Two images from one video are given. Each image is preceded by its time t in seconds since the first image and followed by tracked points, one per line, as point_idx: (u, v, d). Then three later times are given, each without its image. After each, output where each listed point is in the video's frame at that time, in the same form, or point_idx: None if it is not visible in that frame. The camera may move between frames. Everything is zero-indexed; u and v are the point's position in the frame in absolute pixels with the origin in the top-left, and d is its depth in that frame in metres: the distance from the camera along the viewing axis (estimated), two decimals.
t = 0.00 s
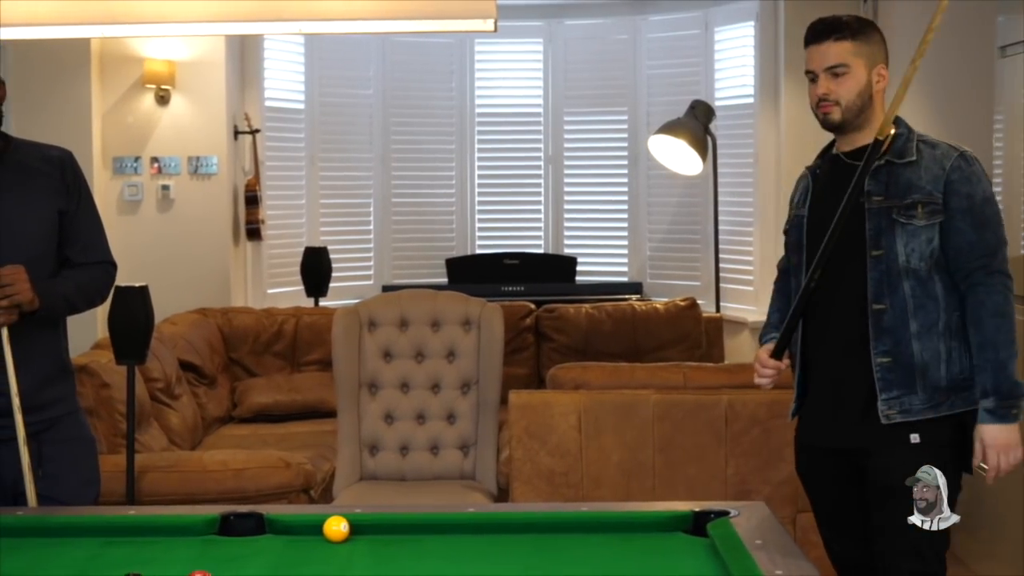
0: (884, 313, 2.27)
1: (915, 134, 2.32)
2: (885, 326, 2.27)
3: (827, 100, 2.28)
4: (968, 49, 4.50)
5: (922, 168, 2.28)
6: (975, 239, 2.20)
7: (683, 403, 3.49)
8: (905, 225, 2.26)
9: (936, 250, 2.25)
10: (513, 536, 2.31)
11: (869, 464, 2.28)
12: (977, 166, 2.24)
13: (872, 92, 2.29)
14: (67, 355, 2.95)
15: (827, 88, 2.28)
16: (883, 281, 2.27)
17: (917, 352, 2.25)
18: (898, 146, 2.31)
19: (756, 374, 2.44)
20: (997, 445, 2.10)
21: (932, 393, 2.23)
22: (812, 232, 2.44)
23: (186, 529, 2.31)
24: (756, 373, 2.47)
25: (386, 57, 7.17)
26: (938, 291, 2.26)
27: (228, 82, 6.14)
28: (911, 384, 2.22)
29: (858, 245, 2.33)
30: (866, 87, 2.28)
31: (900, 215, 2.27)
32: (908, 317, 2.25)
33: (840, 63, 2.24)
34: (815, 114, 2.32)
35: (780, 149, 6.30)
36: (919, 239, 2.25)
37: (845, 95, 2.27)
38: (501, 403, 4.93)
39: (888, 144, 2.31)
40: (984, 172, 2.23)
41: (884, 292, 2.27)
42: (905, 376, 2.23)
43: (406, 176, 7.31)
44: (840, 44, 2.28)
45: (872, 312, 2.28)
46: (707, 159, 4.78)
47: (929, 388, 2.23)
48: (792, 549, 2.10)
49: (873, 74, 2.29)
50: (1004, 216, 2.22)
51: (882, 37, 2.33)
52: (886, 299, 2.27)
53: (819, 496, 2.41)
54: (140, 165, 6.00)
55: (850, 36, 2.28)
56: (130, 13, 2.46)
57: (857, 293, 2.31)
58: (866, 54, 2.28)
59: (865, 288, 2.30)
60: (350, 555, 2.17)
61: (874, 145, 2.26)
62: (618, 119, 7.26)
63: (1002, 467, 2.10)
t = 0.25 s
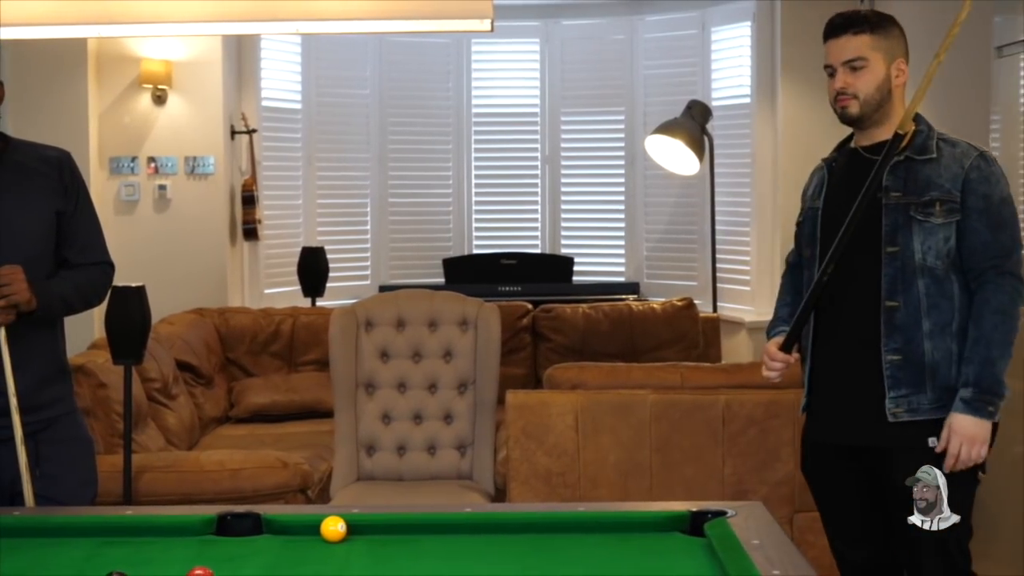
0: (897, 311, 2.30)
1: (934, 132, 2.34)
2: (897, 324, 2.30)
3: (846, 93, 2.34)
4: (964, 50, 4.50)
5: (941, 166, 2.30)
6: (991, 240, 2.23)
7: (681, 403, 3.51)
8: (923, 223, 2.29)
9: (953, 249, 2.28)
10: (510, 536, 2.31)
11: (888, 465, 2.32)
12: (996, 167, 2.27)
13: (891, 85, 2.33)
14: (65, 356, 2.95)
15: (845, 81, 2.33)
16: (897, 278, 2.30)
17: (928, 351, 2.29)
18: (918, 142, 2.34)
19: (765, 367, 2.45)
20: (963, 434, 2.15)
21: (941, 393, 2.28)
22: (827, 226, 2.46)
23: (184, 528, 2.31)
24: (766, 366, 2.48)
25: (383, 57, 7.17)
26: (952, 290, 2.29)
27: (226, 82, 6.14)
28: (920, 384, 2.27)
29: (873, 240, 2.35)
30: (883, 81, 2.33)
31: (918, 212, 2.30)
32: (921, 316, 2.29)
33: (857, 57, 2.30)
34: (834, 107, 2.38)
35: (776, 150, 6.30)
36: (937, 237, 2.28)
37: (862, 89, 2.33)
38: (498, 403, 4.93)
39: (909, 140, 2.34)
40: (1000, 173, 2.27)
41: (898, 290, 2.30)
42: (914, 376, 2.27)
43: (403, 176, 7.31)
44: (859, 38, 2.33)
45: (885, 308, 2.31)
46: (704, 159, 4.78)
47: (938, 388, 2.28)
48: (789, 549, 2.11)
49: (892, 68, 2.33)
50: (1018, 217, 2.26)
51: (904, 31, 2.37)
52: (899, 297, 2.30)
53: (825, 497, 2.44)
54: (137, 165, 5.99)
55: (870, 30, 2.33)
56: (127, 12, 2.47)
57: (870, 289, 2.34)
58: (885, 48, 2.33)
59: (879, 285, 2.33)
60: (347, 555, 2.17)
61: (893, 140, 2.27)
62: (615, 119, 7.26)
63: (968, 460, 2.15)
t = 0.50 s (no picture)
0: (914, 311, 2.35)
1: (956, 131, 2.37)
2: (913, 325, 2.35)
3: (867, 91, 2.35)
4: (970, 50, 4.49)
5: (962, 166, 2.33)
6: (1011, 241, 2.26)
7: (685, 403, 3.51)
8: (941, 224, 2.33)
9: (974, 250, 2.31)
10: (514, 536, 2.31)
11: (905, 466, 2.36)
12: (1016, 167, 2.30)
13: (914, 82, 2.34)
14: (69, 356, 2.96)
15: (867, 79, 2.35)
16: (915, 279, 2.35)
17: (944, 353, 2.33)
18: (940, 141, 2.37)
19: (783, 366, 2.48)
20: (996, 443, 2.18)
21: (956, 396, 2.32)
22: (847, 225, 2.50)
23: (187, 528, 2.32)
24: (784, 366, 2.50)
25: (386, 57, 7.17)
26: (972, 291, 2.32)
27: (230, 82, 6.15)
28: (935, 386, 2.31)
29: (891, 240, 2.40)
30: (906, 79, 2.34)
31: (936, 213, 2.34)
32: (938, 318, 2.33)
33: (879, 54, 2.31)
34: (856, 104, 2.39)
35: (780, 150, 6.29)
36: (956, 238, 2.32)
37: (884, 86, 2.34)
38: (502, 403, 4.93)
39: (929, 139, 2.37)
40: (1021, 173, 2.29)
41: (915, 291, 2.35)
42: (930, 377, 2.32)
43: (407, 176, 7.31)
44: (881, 35, 2.35)
45: (902, 309, 2.36)
46: (708, 159, 4.78)
47: (953, 391, 2.32)
48: (793, 550, 2.11)
49: (914, 66, 2.34)
50: None
51: (928, 29, 2.39)
52: (916, 298, 2.35)
53: (841, 496, 2.49)
54: (141, 165, 6.00)
55: (892, 27, 2.35)
56: (131, 13, 2.41)
57: (888, 290, 2.39)
58: (908, 45, 2.34)
59: (897, 285, 2.38)
60: (351, 556, 2.17)
61: (916, 140, 2.29)
62: (619, 119, 7.26)
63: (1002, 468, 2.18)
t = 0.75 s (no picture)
0: (931, 316, 2.38)
1: (980, 133, 2.42)
2: (930, 329, 2.39)
3: (889, 92, 2.40)
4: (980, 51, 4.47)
5: (982, 169, 2.38)
6: None
7: (693, 404, 3.51)
8: (960, 228, 2.36)
9: (992, 255, 2.35)
10: (523, 536, 2.32)
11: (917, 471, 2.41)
12: None
13: (936, 82, 2.39)
14: (78, 355, 2.96)
15: (889, 80, 2.40)
16: (932, 283, 2.38)
17: (961, 358, 2.38)
18: (963, 143, 2.41)
19: (805, 367, 2.55)
20: None
21: (974, 401, 2.35)
22: (867, 227, 2.54)
23: (196, 528, 2.32)
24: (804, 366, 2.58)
25: (394, 58, 7.17)
26: (991, 297, 2.36)
27: (238, 84, 6.16)
28: (952, 391, 2.35)
29: (909, 243, 2.43)
30: (927, 79, 2.38)
31: (955, 217, 2.37)
32: (955, 322, 2.37)
33: (901, 55, 2.36)
34: (878, 104, 2.44)
35: (787, 150, 6.29)
36: (974, 243, 2.36)
37: (906, 87, 2.39)
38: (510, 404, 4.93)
39: (951, 141, 2.41)
40: None
41: (933, 295, 2.38)
42: (947, 382, 2.36)
43: (415, 177, 7.31)
44: (903, 35, 2.39)
45: (920, 313, 2.40)
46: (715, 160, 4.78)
47: (971, 396, 2.36)
48: (802, 551, 2.11)
49: (936, 66, 2.39)
50: None
51: (951, 28, 2.43)
52: (934, 302, 2.38)
53: (858, 496, 2.53)
54: (149, 165, 6.00)
55: (915, 27, 2.39)
56: (140, 13, 2.38)
57: (905, 293, 2.42)
58: (930, 45, 2.39)
59: (915, 289, 2.41)
60: (360, 556, 2.18)
61: (927, 141, 2.36)
62: (627, 120, 7.25)
63: None
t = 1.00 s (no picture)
0: (964, 317, 2.37)
1: (1015, 132, 2.42)
2: (963, 331, 2.37)
3: (924, 91, 2.42)
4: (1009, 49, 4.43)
5: (1017, 170, 2.39)
6: None
7: (718, 403, 3.51)
8: (995, 228, 2.36)
9: None
10: (546, 536, 2.32)
11: (948, 472, 2.40)
12: None
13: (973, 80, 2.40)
14: (105, 356, 2.94)
15: (924, 79, 2.42)
16: (966, 283, 2.38)
17: (994, 359, 2.37)
18: (998, 142, 2.41)
19: (837, 369, 2.53)
20: None
21: (1006, 402, 2.35)
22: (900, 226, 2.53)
23: (222, 527, 2.32)
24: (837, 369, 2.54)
25: (418, 58, 7.18)
26: None
27: (262, 84, 6.17)
28: (985, 392, 2.35)
29: (942, 243, 2.42)
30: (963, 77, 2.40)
31: (989, 217, 2.37)
32: (988, 323, 2.36)
33: (935, 54, 2.38)
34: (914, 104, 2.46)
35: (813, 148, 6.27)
36: (1008, 243, 2.36)
37: (941, 86, 2.40)
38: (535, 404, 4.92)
39: (987, 141, 2.40)
40: None
41: (967, 296, 2.37)
42: (979, 383, 2.35)
43: (438, 176, 7.31)
44: (937, 35, 2.41)
45: (953, 313, 2.38)
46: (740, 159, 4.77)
47: (1003, 397, 2.35)
48: (829, 551, 2.11)
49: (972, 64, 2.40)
50: None
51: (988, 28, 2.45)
52: (967, 303, 2.37)
53: (885, 496, 2.52)
54: (175, 165, 6.01)
55: (949, 27, 2.41)
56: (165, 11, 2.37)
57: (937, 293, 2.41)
58: (964, 45, 2.41)
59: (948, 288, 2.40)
60: (385, 555, 2.18)
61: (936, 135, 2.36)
62: (650, 119, 7.23)
63: None
